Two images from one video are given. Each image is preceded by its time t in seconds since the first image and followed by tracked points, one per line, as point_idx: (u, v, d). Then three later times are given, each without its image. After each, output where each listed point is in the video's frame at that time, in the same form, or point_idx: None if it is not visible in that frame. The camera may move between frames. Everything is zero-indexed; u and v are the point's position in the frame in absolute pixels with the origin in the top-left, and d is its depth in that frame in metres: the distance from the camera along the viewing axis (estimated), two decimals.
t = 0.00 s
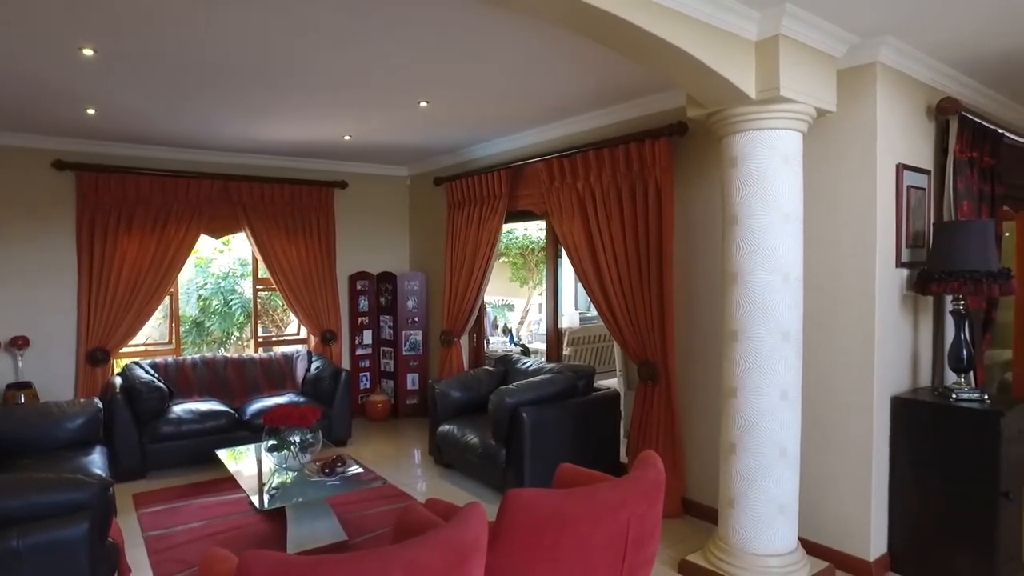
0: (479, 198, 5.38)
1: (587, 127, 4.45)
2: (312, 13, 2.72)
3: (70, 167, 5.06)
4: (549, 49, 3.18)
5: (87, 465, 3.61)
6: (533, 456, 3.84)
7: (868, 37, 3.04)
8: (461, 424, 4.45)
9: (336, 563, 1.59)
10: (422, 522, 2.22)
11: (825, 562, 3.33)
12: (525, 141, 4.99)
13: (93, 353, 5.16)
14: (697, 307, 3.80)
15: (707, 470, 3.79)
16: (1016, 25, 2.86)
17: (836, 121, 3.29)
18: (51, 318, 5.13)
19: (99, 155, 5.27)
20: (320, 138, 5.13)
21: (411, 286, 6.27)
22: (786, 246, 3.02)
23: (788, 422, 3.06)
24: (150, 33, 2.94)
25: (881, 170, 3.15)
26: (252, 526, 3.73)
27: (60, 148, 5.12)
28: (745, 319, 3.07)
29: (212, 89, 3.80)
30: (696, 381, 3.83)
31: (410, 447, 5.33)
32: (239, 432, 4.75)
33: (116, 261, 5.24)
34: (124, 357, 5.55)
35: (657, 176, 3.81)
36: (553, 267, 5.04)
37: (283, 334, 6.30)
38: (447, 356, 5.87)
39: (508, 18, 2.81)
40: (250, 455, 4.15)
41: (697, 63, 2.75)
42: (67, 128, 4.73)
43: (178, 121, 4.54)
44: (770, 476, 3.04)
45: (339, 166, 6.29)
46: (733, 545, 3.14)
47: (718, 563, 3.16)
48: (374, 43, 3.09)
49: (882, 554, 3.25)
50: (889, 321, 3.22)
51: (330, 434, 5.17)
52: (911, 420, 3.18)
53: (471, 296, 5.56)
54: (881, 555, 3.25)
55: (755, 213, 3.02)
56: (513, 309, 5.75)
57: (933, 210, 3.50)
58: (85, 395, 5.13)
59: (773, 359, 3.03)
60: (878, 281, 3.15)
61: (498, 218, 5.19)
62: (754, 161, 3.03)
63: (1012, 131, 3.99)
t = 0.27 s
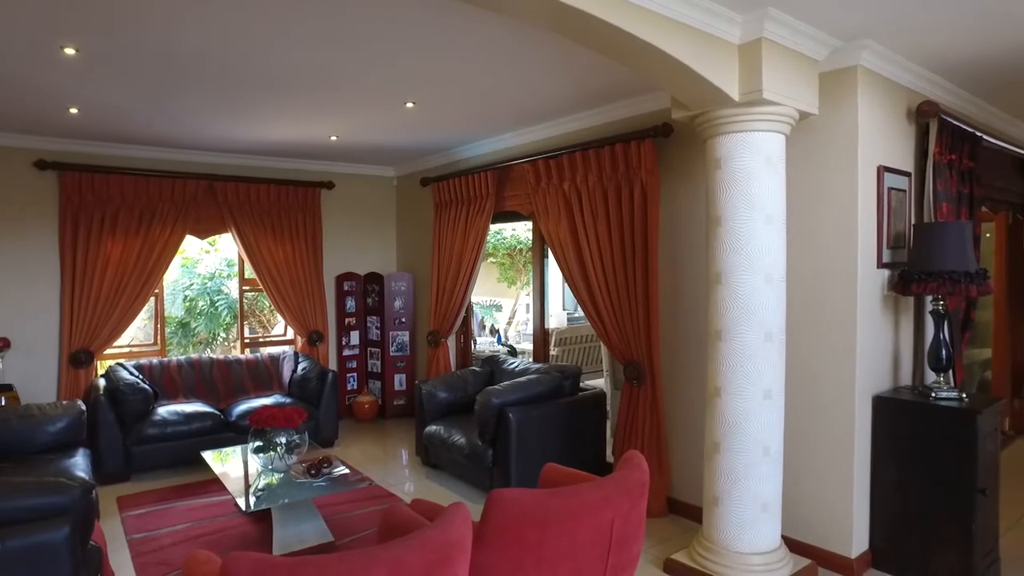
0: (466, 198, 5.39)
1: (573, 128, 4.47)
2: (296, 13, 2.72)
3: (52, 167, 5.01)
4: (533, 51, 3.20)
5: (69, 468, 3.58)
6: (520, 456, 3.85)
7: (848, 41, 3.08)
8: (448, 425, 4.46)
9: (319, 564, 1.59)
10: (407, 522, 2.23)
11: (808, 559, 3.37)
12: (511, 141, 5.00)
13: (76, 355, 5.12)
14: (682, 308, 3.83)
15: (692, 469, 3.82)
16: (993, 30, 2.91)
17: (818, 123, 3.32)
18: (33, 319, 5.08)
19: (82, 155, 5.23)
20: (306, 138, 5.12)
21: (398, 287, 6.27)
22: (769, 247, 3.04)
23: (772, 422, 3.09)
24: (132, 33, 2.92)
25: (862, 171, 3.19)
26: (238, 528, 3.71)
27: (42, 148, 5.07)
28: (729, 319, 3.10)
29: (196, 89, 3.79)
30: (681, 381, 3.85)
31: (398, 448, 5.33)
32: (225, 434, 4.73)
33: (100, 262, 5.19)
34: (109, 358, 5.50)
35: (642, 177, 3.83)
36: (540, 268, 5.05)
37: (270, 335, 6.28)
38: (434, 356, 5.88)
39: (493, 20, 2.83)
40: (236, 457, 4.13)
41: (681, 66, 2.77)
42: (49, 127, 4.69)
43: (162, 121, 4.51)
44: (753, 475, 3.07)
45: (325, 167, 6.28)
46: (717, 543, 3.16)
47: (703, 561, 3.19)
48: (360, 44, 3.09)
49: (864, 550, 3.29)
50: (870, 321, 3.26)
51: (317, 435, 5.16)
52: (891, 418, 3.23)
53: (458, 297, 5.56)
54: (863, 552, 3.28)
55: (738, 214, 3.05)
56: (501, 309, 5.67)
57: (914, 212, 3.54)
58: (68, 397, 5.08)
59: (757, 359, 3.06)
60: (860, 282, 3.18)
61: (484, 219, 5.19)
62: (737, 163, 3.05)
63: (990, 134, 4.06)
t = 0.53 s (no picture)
0: (453, 199, 5.39)
1: (559, 129, 4.48)
2: (280, 12, 2.72)
3: (34, 166, 4.95)
4: (519, 53, 3.21)
5: (51, 471, 3.55)
6: (506, 456, 3.86)
7: (830, 45, 3.12)
8: (434, 425, 4.46)
9: (302, 565, 1.59)
10: (392, 522, 2.23)
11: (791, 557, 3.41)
12: (498, 142, 5.01)
13: (58, 356, 5.06)
14: (667, 308, 3.85)
15: (678, 468, 3.85)
16: (971, 35, 2.96)
17: (801, 126, 3.36)
18: (14, 320, 5.02)
19: (65, 154, 5.18)
20: (292, 138, 5.10)
21: (385, 288, 6.26)
22: (753, 248, 3.07)
23: (755, 421, 3.11)
24: (114, 31, 2.90)
25: (844, 174, 3.22)
26: (223, 530, 3.69)
27: (23, 146, 5.02)
28: (713, 320, 3.12)
29: (180, 88, 3.76)
30: (666, 381, 3.88)
31: (384, 449, 5.33)
32: (210, 435, 4.70)
33: (83, 263, 5.14)
34: (92, 359, 5.45)
35: (628, 178, 3.85)
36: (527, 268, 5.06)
37: (256, 335, 6.24)
38: (421, 356, 5.89)
39: (479, 21, 2.84)
40: (222, 459, 4.11)
41: (665, 68, 2.79)
42: (30, 126, 4.64)
43: (146, 120, 4.48)
44: (737, 474, 3.10)
45: (312, 167, 6.25)
46: (702, 542, 3.19)
47: (687, 560, 3.21)
48: (345, 44, 3.09)
49: (846, 548, 3.33)
50: (852, 321, 3.30)
51: (303, 436, 5.14)
52: (873, 417, 3.27)
53: (445, 297, 5.56)
54: (845, 549, 3.32)
55: (722, 215, 3.07)
56: (488, 309, 5.65)
57: (895, 213, 3.59)
58: (50, 399, 5.03)
59: (741, 359, 3.08)
60: (842, 283, 3.22)
61: (471, 219, 5.20)
62: (721, 165, 3.08)
63: (970, 137, 4.12)
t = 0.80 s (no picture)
0: (440, 199, 5.39)
1: (546, 130, 4.49)
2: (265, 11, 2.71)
3: (15, 165, 4.89)
4: (505, 54, 3.22)
5: (32, 474, 3.51)
6: (493, 457, 3.87)
7: (814, 48, 3.14)
8: (421, 426, 4.46)
9: (285, 567, 1.58)
10: (378, 523, 2.23)
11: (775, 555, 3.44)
12: (486, 143, 5.01)
13: (40, 357, 5.00)
14: (653, 309, 3.87)
15: (663, 468, 3.87)
16: (951, 39, 3.00)
17: (785, 128, 3.39)
18: None
19: (47, 153, 5.12)
20: (278, 138, 5.07)
21: (372, 288, 6.24)
22: (737, 249, 3.10)
23: (740, 421, 3.14)
24: (96, 29, 2.88)
25: (828, 176, 3.26)
26: (208, 532, 3.67)
27: (4, 145, 4.96)
28: (698, 320, 3.14)
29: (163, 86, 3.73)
30: (652, 381, 3.90)
31: (372, 449, 5.31)
32: (195, 437, 4.67)
33: (65, 263, 5.09)
34: (76, 360, 5.40)
35: (614, 179, 3.86)
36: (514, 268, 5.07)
37: (243, 335, 6.21)
38: (408, 357, 5.88)
39: (464, 21, 2.85)
40: (207, 460, 4.08)
41: (650, 70, 2.80)
42: (11, 124, 4.58)
43: (130, 119, 4.44)
44: (722, 473, 3.12)
45: (299, 167, 6.23)
46: (688, 541, 3.20)
47: (673, 559, 3.23)
48: (330, 43, 3.09)
49: (829, 546, 3.36)
50: (836, 321, 3.33)
51: (290, 437, 5.12)
52: (856, 416, 3.30)
53: (432, 297, 5.56)
54: (829, 547, 3.35)
55: (707, 216, 3.10)
56: (476, 310, 5.65)
57: (878, 214, 3.63)
58: (32, 400, 4.97)
59: (725, 360, 3.11)
60: (826, 283, 3.25)
61: (458, 220, 5.20)
62: (706, 167, 3.10)
63: (951, 139, 4.18)
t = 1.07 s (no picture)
0: (427, 199, 5.38)
1: (534, 131, 4.50)
2: (249, 10, 2.70)
3: None
4: (491, 54, 3.22)
5: (13, 478, 3.47)
6: (480, 457, 3.87)
7: (798, 50, 3.17)
8: (408, 426, 4.45)
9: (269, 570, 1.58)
10: (364, 524, 2.23)
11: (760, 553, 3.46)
12: (473, 143, 5.01)
13: (21, 359, 4.94)
14: (639, 309, 3.89)
15: (650, 467, 3.89)
16: (932, 43, 3.04)
17: (769, 129, 3.41)
18: None
19: (29, 152, 5.06)
20: (265, 138, 5.05)
21: (360, 288, 6.24)
22: (723, 250, 3.12)
23: (725, 420, 3.16)
24: (77, 26, 2.85)
25: (812, 178, 3.29)
26: (193, 535, 3.65)
27: None
28: (684, 321, 3.16)
29: (146, 85, 3.70)
30: (639, 381, 3.91)
31: (359, 450, 5.30)
32: (181, 438, 4.64)
33: (48, 264, 5.04)
34: (59, 362, 5.34)
35: (600, 180, 3.88)
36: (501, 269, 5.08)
37: (229, 336, 6.17)
38: (396, 358, 5.86)
39: (450, 22, 2.85)
40: (193, 462, 4.05)
41: (636, 71, 2.81)
42: None
43: (114, 118, 4.40)
44: (708, 472, 3.14)
45: (286, 167, 6.20)
46: (674, 541, 3.22)
47: (659, 558, 3.24)
48: (316, 43, 3.08)
49: (813, 544, 3.39)
50: (820, 321, 3.36)
51: (276, 439, 5.10)
52: (840, 416, 3.33)
53: (420, 298, 5.55)
54: (813, 545, 3.38)
55: (692, 217, 3.11)
56: (465, 310, 5.65)
57: (861, 215, 3.67)
58: (14, 403, 4.91)
59: (710, 360, 3.13)
60: (810, 283, 3.28)
61: (446, 220, 5.20)
62: (692, 168, 3.12)
63: (933, 142, 4.23)
